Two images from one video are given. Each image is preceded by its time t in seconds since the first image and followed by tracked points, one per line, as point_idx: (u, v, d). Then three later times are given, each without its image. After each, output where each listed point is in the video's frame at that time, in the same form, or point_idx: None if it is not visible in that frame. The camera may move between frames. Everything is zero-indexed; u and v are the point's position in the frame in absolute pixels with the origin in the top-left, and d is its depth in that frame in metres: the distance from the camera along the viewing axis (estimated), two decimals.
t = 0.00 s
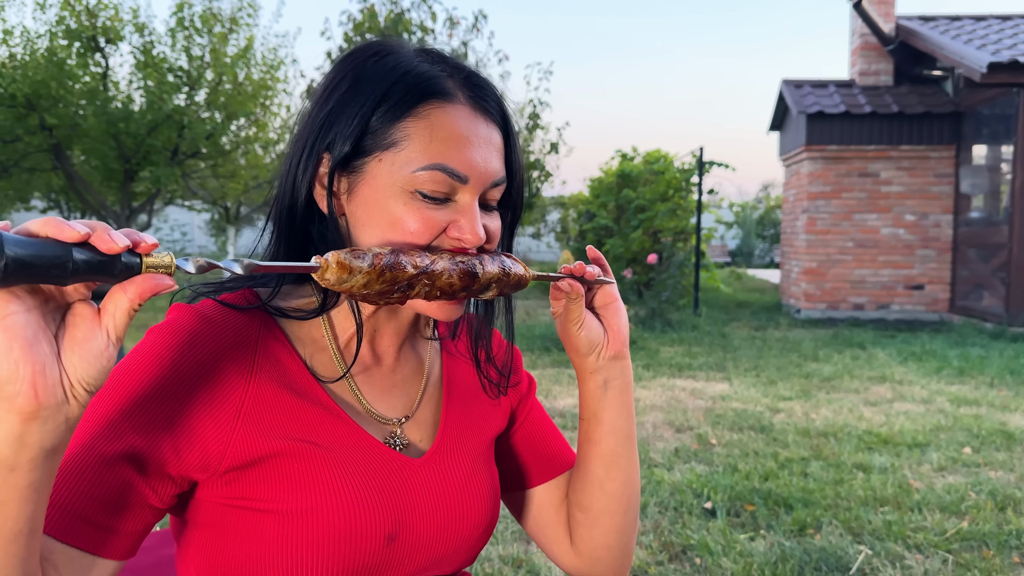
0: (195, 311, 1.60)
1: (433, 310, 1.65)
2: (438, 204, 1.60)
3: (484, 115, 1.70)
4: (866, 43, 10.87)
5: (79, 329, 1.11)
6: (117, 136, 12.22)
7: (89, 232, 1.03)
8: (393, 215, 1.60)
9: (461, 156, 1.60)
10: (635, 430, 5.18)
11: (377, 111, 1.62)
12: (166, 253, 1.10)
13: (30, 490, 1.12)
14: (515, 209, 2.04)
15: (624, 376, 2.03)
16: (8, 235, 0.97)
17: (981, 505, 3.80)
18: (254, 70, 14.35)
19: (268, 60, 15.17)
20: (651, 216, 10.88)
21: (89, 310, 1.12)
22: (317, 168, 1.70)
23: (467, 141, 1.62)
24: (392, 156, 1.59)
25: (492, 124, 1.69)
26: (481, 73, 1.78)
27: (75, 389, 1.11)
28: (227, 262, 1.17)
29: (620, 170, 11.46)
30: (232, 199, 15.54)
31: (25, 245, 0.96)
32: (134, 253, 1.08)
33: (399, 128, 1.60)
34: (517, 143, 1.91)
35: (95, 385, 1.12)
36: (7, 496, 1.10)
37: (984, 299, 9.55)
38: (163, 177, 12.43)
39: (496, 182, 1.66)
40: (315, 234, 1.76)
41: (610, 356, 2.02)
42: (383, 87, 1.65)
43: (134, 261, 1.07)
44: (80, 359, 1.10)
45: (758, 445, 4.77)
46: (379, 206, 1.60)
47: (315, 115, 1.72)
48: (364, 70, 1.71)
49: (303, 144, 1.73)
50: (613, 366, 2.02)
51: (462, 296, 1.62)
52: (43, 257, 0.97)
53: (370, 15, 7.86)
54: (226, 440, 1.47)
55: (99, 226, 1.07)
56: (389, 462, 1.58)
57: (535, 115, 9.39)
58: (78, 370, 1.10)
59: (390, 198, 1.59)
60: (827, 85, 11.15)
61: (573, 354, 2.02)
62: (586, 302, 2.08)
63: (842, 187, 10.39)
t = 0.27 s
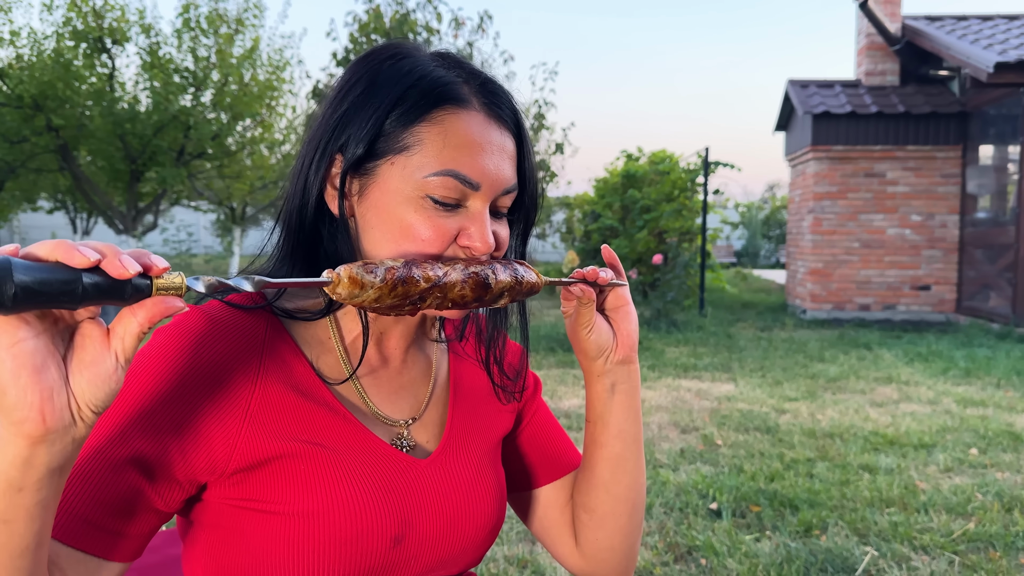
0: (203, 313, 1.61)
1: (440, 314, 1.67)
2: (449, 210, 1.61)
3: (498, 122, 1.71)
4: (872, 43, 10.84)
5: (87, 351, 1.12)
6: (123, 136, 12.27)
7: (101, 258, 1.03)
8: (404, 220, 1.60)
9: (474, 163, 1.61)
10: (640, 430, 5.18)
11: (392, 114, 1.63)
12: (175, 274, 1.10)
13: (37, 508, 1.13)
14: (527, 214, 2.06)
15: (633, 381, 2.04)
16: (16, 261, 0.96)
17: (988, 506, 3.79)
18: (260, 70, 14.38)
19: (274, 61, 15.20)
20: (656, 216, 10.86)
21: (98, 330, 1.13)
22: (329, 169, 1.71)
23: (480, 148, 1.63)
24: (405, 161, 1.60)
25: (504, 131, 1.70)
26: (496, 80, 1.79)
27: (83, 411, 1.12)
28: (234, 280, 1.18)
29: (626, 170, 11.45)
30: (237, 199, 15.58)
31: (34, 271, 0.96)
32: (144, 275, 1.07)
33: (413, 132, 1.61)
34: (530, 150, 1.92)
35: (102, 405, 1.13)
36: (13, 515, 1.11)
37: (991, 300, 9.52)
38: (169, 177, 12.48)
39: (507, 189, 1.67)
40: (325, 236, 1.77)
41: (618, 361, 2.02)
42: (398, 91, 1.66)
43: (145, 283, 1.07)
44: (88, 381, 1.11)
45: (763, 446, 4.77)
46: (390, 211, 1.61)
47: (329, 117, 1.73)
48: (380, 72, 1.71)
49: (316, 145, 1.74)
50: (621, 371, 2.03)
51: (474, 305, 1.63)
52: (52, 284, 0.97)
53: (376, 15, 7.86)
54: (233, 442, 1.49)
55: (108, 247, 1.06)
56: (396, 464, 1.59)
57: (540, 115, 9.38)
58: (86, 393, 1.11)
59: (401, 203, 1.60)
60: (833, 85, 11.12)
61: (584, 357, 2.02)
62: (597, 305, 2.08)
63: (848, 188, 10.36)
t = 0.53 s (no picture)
0: (208, 315, 1.62)
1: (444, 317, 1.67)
2: (467, 196, 1.62)
3: (498, 104, 1.74)
4: (877, 43, 10.82)
5: (79, 359, 1.12)
6: (129, 137, 12.32)
7: (93, 264, 1.03)
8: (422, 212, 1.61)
9: (483, 146, 1.63)
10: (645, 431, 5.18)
11: (395, 111, 1.64)
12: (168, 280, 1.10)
13: (31, 518, 1.14)
14: (529, 205, 2.07)
15: (632, 382, 2.04)
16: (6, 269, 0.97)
17: (993, 507, 3.78)
18: (265, 71, 14.42)
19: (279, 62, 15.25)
20: (661, 217, 10.86)
21: (89, 338, 1.13)
22: (340, 176, 1.72)
23: (486, 130, 1.65)
24: (418, 153, 1.62)
25: (504, 109, 1.73)
26: (488, 67, 1.81)
27: (75, 421, 1.12)
28: (227, 287, 1.18)
29: (630, 171, 11.46)
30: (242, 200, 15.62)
31: (23, 280, 0.96)
32: (136, 280, 1.07)
33: (420, 124, 1.63)
34: (530, 136, 1.95)
35: (96, 414, 1.14)
36: (10, 525, 1.12)
37: (997, 301, 9.50)
38: (174, 177, 12.52)
39: (517, 168, 1.69)
40: (340, 241, 1.78)
41: (618, 361, 2.03)
42: (398, 88, 1.67)
43: (137, 290, 1.07)
44: (81, 390, 1.12)
45: (768, 446, 4.76)
46: (407, 204, 1.61)
47: (328, 124, 1.74)
48: (374, 73, 1.72)
49: (320, 155, 1.74)
50: (620, 371, 2.04)
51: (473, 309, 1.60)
52: (42, 292, 0.97)
53: (380, 16, 7.87)
54: (239, 445, 1.49)
55: (98, 253, 1.06)
56: (402, 467, 1.59)
57: (544, 116, 9.41)
58: (79, 403, 1.12)
59: (417, 196, 1.61)
60: (838, 86, 11.10)
61: (583, 358, 2.03)
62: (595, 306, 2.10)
63: (853, 188, 10.34)
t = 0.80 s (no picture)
0: (216, 315, 1.63)
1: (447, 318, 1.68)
2: (466, 204, 1.62)
3: (505, 111, 1.73)
4: (881, 43, 10.79)
5: (68, 354, 1.14)
6: (133, 138, 12.35)
7: (76, 256, 1.06)
8: (420, 218, 1.62)
9: (486, 154, 1.63)
10: (649, 432, 5.18)
11: (401, 115, 1.65)
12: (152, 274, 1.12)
13: (28, 515, 1.15)
14: (538, 205, 2.07)
15: (625, 376, 2.04)
16: None
17: (998, 508, 3.77)
18: (269, 72, 14.44)
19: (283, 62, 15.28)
20: (665, 217, 10.85)
21: (77, 334, 1.14)
22: (343, 177, 1.74)
23: (490, 138, 1.64)
24: (418, 159, 1.62)
25: (512, 118, 1.72)
26: (499, 72, 1.81)
27: (67, 417, 1.13)
28: (216, 280, 1.19)
29: (634, 171, 11.45)
30: (247, 200, 15.66)
31: (10, 272, 0.99)
32: (120, 272, 1.10)
33: (424, 129, 1.63)
34: (540, 142, 1.94)
35: (86, 410, 1.15)
36: (6, 522, 1.14)
37: (1002, 301, 9.47)
38: (179, 178, 12.55)
39: (521, 177, 1.68)
40: (343, 243, 1.79)
41: (612, 358, 2.03)
42: (404, 91, 1.68)
43: (123, 283, 1.10)
44: (69, 385, 1.13)
45: (772, 447, 4.75)
46: (406, 210, 1.62)
47: (336, 124, 1.75)
48: (383, 75, 1.73)
49: (325, 155, 1.76)
50: (612, 367, 2.03)
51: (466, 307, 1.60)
52: (28, 282, 1.00)
53: (385, 17, 7.87)
54: (245, 446, 1.50)
55: (85, 247, 1.09)
56: (407, 468, 1.60)
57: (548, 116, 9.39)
58: (70, 398, 1.13)
59: (416, 202, 1.62)
60: (843, 86, 11.07)
61: (575, 357, 2.03)
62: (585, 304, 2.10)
63: (857, 188, 10.32)
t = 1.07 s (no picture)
0: (220, 317, 1.63)
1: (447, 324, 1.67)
2: (473, 222, 1.63)
3: (523, 134, 1.72)
4: (886, 43, 10.77)
5: (71, 370, 1.14)
6: (138, 138, 12.40)
7: (83, 273, 1.04)
8: (427, 233, 1.62)
9: (499, 178, 1.62)
10: (653, 432, 5.18)
11: (418, 125, 1.65)
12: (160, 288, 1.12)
13: (29, 528, 1.16)
14: (550, 221, 2.07)
15: (634, 393, 2.04)
16: None
17: (1003, 509, 3.76)
18: (273, 72, 14.48)
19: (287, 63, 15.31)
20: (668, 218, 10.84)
21: (81, 349, 1.15)
22: (355, 181, 1.74)
23: (505, 160, 1.64)
24: (429, 174, 1.62)
25: (529, 140, 1.71)
26: (521, 90, 1.80)
27: (70, 431, 1.14)
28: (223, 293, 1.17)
29: (638, 172, 11.45)
30: (251, 201, 15.69)
31: (14, 289, 0.98)
32: (127, 288, 1.09)
33: (438, 144, 1.63)
34: (556, 161, 1.93)
35: (89, 425, 1.16)
36: (8, 535, 1.14)
37: (1007, 302, 9.45)
38: (183, 178, 12.58)
39: (532, 200, 1.68)
40: (349, 245, 1.80)
41: (621, 373, 2.04)
42: (423, 102, 1.67)
43: (129, 298, 1.09)
44: (74, 401, 1.14)
45: (776, 448, 4.75)
46: (413, 223, 1.63)
47: (352, 127, 1.75)
48: (404, 82, 1.73)
49: (339, 156, 1.76)
50: (621, 381, 2.03)
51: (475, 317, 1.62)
52: (34, 301, 0.98)
53: (389, 17, 7.88)
54: (248, 448, 1.51)
55: (89, 262, 1.07)
56: (409, 470, 1.60)
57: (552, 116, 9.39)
58: (74, 413, 1.14)
59: (424, 217, 1.62)
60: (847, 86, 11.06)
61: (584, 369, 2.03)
62: (597, 317, 2.10)
63: (862, 189, 10.30)
